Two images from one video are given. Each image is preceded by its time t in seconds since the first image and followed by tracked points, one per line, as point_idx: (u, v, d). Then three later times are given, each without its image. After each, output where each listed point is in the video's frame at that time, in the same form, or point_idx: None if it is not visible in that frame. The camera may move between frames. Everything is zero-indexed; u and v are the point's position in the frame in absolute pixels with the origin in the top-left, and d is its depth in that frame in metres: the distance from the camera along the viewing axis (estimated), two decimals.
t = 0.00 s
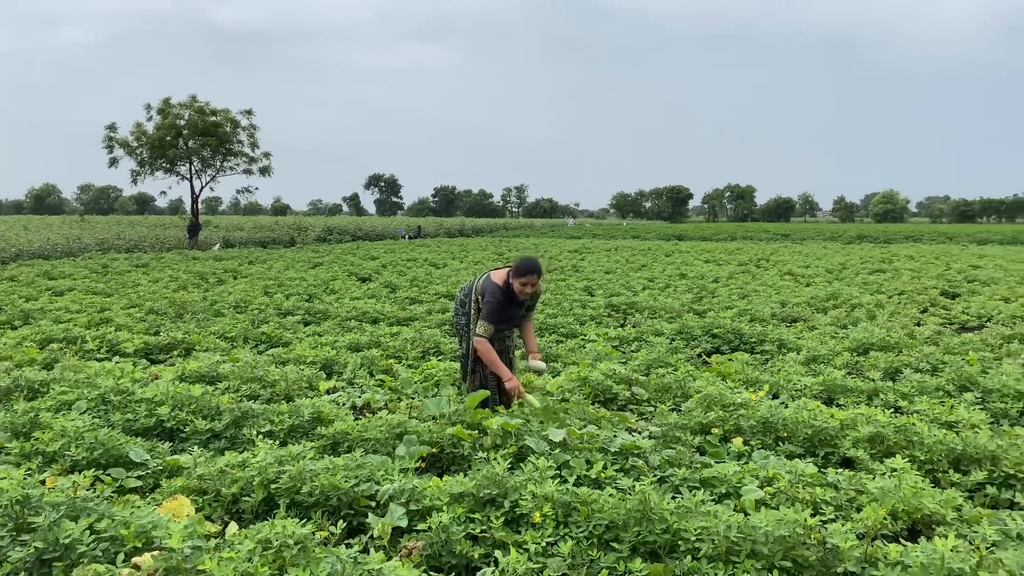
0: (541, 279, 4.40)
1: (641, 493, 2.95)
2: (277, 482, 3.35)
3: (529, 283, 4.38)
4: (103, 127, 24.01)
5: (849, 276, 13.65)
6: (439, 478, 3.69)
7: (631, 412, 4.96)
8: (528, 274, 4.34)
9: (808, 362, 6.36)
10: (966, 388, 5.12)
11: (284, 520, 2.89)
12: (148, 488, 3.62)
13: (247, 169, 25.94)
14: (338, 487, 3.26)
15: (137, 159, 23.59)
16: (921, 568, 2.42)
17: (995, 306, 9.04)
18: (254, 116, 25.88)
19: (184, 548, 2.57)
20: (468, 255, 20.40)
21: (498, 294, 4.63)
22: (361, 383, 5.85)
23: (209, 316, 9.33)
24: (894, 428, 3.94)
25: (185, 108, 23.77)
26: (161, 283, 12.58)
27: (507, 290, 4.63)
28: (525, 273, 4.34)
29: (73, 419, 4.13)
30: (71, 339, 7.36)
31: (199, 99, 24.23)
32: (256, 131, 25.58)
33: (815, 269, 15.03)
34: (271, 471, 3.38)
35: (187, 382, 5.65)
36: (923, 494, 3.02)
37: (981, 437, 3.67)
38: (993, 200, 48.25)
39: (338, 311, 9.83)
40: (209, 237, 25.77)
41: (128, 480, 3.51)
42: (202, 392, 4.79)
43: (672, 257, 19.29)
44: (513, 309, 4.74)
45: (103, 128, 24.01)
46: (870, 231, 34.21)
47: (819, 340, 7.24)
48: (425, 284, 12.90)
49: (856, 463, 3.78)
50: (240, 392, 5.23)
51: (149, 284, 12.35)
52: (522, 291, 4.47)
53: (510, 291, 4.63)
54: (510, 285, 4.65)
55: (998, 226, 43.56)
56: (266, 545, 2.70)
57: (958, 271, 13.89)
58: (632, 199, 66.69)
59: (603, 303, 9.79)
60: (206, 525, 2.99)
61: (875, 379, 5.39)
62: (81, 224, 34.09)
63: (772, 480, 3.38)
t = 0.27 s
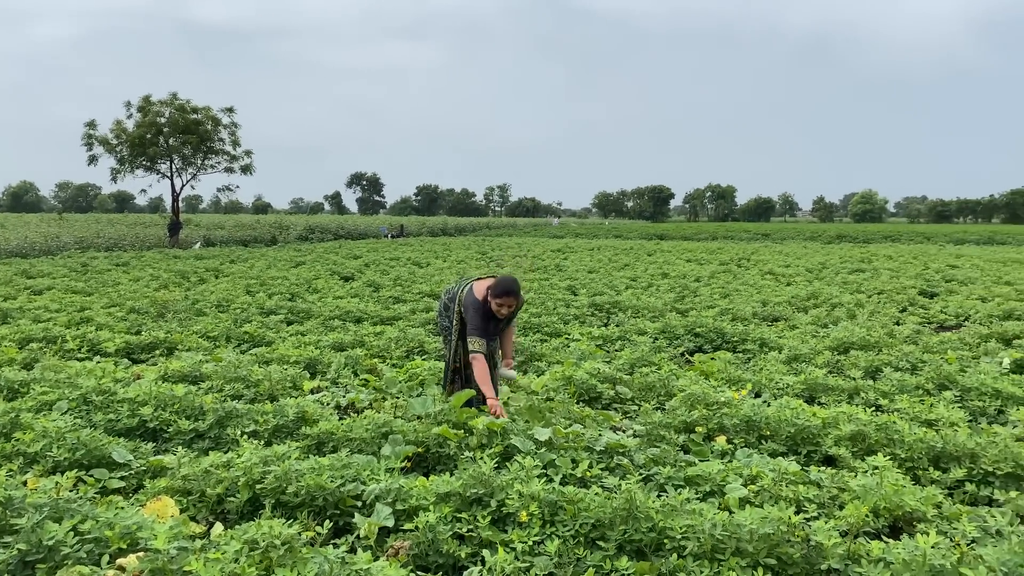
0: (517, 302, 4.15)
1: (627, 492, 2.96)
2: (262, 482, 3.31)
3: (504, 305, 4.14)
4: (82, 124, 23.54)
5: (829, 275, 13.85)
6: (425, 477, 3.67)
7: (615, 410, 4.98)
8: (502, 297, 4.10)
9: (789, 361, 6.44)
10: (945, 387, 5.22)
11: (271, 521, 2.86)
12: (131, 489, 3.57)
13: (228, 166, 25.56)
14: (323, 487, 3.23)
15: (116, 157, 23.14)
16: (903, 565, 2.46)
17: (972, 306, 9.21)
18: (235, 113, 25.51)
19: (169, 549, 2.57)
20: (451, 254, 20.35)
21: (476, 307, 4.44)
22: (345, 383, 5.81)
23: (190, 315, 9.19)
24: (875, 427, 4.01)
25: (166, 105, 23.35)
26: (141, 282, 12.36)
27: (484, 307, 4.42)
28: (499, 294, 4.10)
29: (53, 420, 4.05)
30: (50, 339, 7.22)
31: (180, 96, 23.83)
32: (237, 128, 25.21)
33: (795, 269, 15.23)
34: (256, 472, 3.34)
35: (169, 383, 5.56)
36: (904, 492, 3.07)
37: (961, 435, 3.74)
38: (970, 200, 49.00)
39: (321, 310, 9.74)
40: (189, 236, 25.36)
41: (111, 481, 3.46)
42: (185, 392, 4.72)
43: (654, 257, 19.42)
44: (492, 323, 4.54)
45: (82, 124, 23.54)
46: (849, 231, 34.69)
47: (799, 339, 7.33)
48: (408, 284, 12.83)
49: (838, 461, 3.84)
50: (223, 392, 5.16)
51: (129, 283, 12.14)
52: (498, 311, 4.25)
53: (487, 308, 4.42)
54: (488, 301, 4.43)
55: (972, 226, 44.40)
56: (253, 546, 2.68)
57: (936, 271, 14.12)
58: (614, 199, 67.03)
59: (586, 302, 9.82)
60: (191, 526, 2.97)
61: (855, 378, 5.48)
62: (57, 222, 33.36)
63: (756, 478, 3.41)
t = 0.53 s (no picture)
0: (500, 316, 4.05)
1: (617, 490, 2.97)
2: (251, 481, 3.28)
3: (487, 317, 4.04)
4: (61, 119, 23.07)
5: (811, 274, 13.99)
6: (414, 476, 3.66)
7: (602, 408, 5.00)
8: (484, 308, 4.00)
9: (773, 359, 6.50)
10: (926, 385, 5.30)
11: (261, 520, 2.84)
12: (117, 488, 3.53)
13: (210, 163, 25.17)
14: (313, 486, 3.21)
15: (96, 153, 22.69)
16: (890, 561, 2.49)
17: (951, 305, 9.35)
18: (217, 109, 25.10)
19: (160, 549, 2.54)
20: (435, 252, 20.26)
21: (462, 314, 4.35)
22: (331, 382, 5.77)
23: (174, 313, 9.06)
24: (860, 424, 4.07)
25: (146, 101, 22.93)
26: (123, 279, 12.15)
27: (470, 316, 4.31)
28: (482, 305, 4.00)
29: (37, 419, 3.99)
30: (31, 337, 7.09)
31: (161, 92, 23.41)
32: (219, 125, 24.81)
33: (778, 268, 15.37)
34: (245, 471, 3.30)
35: (154, 381, 5.49)
36: (889, 488, 3.11)
37: (942, 433, 3.81)
38: (949, 200, 49.30)
39: (305, 308, 9.66)
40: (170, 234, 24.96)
41: (97, 480, 3.41)
42: (171, 390, 4.66)
43: (637, 255, 19.51)
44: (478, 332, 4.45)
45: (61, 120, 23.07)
46: (830, 230, 35.00)
47: (783, 337, 7.41)
48: (393, 282, 12.74)
49: (823, 458, 3.89)
50: (209, 390, 5.10)
51: (110, 281, 11.93)
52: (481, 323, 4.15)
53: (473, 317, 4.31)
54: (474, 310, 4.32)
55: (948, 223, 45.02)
56: (244, 545, 2.65)
57: (915, 270, 14.32)
58: (597, 197, 67.21)
59: (571, 301, 9.83)
60: (180, 526, 2.94)
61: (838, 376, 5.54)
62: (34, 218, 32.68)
63: (742, 475, 3.44)
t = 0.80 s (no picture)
0: (479, 313, 4.03)
1: (609, 486, 2.99)
2: (241, 479, 3.26)
3: (465, 314, 4.03)
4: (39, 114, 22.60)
5: (794, 271, 14.13)
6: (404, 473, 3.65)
7: (590, 405, 5.01)
8: (462, 305, 4.00)
9: (759, 356, 6.57)
10: (911, 381, 5.37)
11: (252, 518, 2.82)
12: (104, 487, 3.49)
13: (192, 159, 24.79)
14: (304, 484, 3.19)
15: (75, 148, 22.24)
16: (881, 556, 2.49)
17: (933, 302, 9.49)
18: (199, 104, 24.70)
19: (151, 547, 2.53)
20: (419, 249, 20.16)
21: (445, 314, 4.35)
22: (318, 379, 5.73)
23: (157, 309, 8.94)
24: (847, 421, 4.12)
25: (127, 95, 22.52)
26: (105, 275, 11.95)
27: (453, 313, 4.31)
28: (460, 302, 3.99)
29: (20, 417, 3.92)
30: (11, 334, 6.96)
31: (142, 86, 22.99)
32: (202, 120, 24.43)
33: (761, 265, 15.51)
34: (234, 468, 3.28)
35: (139, 378, 5.42)
36: (878, 485, 3.14)
37: (929, 429, 3.87)
38: (930, 198, 49.81)
39: (290, 305, 9.57)
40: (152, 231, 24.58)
41: (84, 479, 3.37)
42: (157, 388, 4.61)
43: (622, 252, 19.58)
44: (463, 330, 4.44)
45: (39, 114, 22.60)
46: (813, 228, 35.33)
47: (768, 334, 7.48)
48: (378, 279, 12.67)
49: (811, 455, 3.93)
50: (195, 388, 5.05)
51: (91, 277, 11.73)
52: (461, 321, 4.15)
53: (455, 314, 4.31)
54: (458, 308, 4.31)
55: (927, 221, 45.61)
56: (236, 543, 2.64)
57: (897, 267, 14.50)
58: (580, 194, 67.36)
59: (558, 298, 9.84)
60: (169, 524, 2.92)
61: (824, 373, 5.61)
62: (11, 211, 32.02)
63: (733, 471, 3.47)
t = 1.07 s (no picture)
0: (464, 304, 4.01)
1: (601, 481, 3.01)
2: (233, 476, 3.24)
3: (450, 306, 4.01)
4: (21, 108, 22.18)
5: (779, 269, 14.25)
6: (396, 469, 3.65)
7: (580, 401, 5.03)
8: (446, 298, 3.98)
9: (746, 352, 6.63)
10: (896, 377, 5.46)
11: (246, 514, 2.81)
12: (94, 483, 3.46)
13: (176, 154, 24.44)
14: (296, 480, 3.17)
15: (57, 143, 21.85)
16: (870, 550, 2.52)
17: (916, 299, 9.62)
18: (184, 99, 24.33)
19: (146, 544, 2.49)
20: (405, 245, 20.07)
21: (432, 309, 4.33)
22: (308, 375, 5.70)
23: (143, 306, 8.83)
24: (835, 416, 4.17)
25: (110, 90, 22.15)
26: (89, 271, 11.78)
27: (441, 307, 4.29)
28: (444, 294, 3.98)
29: (7, 413, 3.87)
30: None
31: (125, 80, 22.61)
32: (186, 115, 24.08)
33: (746, 262, 15.64)
34: (226, 465, 3.26)
35: (127, 374, 5.35)
36: (865, 479, 3.18)
37: (914, 424, 3.93)
38: (911, 197, 50.25)
39: (277, 301, 9.49)
40: (136, 227, 24.22)
41: (74, 476, 3.34)
42: (145, 384, 4.56)
43: (608, 248, 19.63)
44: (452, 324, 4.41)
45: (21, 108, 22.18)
46: (796, 225, 35.59)
47: (755, 331, 7.54)
48: (365, 275, 12.60)
49: (799, 450, 3.97)
50: (184, 384, 5.00)
51: (75, 273, 11.55)
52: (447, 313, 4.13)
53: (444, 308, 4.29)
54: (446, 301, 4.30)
55: (905, 220, 46.19)
56: (231, 539, 2.63)
57: (880, 264, 14.68)
58: (566, 191, 67.38)
59: (545, 294, 9.84)
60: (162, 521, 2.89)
61: (811, 369, 5.67)
62: None
63: (722, 467, 3.50)
